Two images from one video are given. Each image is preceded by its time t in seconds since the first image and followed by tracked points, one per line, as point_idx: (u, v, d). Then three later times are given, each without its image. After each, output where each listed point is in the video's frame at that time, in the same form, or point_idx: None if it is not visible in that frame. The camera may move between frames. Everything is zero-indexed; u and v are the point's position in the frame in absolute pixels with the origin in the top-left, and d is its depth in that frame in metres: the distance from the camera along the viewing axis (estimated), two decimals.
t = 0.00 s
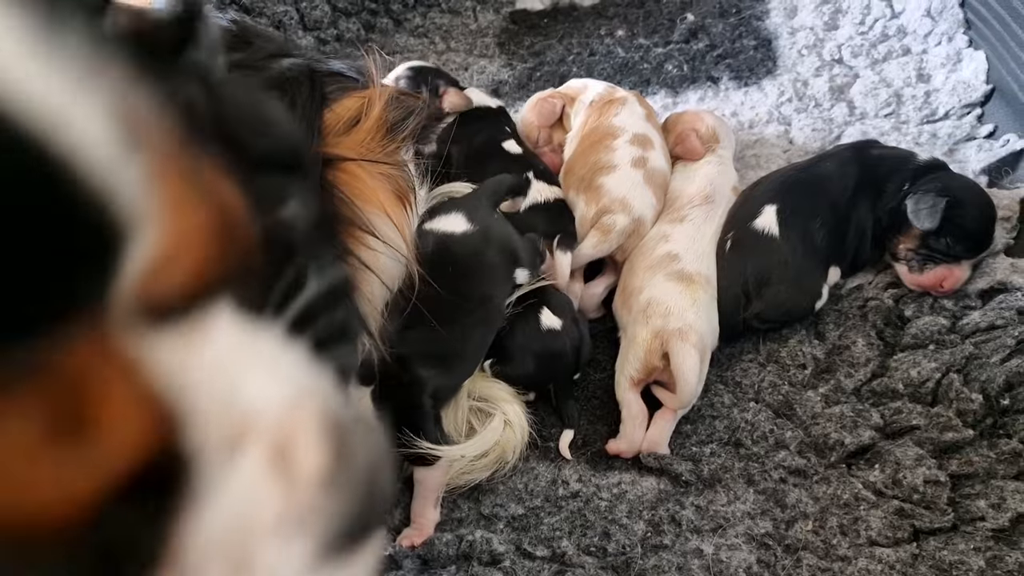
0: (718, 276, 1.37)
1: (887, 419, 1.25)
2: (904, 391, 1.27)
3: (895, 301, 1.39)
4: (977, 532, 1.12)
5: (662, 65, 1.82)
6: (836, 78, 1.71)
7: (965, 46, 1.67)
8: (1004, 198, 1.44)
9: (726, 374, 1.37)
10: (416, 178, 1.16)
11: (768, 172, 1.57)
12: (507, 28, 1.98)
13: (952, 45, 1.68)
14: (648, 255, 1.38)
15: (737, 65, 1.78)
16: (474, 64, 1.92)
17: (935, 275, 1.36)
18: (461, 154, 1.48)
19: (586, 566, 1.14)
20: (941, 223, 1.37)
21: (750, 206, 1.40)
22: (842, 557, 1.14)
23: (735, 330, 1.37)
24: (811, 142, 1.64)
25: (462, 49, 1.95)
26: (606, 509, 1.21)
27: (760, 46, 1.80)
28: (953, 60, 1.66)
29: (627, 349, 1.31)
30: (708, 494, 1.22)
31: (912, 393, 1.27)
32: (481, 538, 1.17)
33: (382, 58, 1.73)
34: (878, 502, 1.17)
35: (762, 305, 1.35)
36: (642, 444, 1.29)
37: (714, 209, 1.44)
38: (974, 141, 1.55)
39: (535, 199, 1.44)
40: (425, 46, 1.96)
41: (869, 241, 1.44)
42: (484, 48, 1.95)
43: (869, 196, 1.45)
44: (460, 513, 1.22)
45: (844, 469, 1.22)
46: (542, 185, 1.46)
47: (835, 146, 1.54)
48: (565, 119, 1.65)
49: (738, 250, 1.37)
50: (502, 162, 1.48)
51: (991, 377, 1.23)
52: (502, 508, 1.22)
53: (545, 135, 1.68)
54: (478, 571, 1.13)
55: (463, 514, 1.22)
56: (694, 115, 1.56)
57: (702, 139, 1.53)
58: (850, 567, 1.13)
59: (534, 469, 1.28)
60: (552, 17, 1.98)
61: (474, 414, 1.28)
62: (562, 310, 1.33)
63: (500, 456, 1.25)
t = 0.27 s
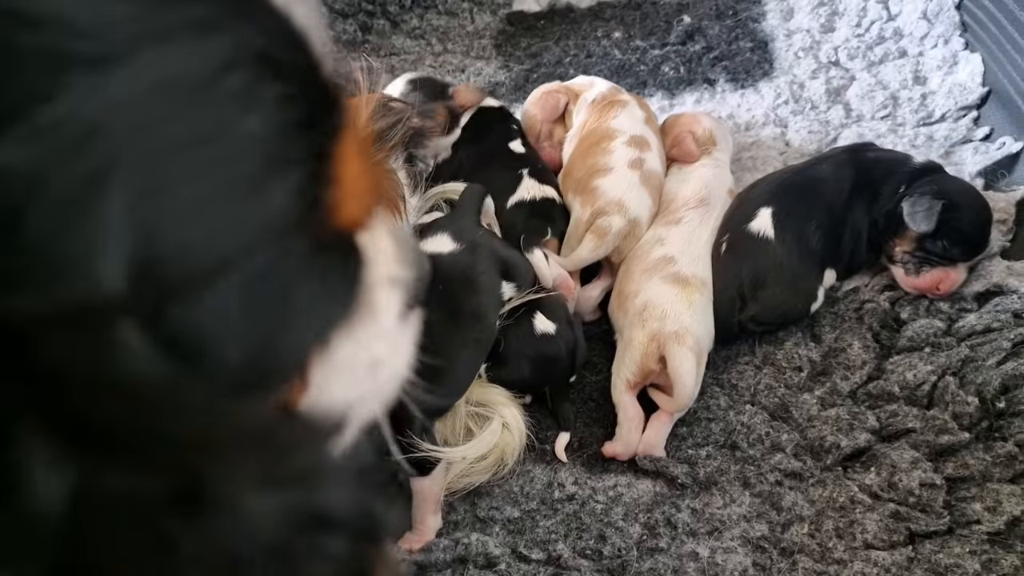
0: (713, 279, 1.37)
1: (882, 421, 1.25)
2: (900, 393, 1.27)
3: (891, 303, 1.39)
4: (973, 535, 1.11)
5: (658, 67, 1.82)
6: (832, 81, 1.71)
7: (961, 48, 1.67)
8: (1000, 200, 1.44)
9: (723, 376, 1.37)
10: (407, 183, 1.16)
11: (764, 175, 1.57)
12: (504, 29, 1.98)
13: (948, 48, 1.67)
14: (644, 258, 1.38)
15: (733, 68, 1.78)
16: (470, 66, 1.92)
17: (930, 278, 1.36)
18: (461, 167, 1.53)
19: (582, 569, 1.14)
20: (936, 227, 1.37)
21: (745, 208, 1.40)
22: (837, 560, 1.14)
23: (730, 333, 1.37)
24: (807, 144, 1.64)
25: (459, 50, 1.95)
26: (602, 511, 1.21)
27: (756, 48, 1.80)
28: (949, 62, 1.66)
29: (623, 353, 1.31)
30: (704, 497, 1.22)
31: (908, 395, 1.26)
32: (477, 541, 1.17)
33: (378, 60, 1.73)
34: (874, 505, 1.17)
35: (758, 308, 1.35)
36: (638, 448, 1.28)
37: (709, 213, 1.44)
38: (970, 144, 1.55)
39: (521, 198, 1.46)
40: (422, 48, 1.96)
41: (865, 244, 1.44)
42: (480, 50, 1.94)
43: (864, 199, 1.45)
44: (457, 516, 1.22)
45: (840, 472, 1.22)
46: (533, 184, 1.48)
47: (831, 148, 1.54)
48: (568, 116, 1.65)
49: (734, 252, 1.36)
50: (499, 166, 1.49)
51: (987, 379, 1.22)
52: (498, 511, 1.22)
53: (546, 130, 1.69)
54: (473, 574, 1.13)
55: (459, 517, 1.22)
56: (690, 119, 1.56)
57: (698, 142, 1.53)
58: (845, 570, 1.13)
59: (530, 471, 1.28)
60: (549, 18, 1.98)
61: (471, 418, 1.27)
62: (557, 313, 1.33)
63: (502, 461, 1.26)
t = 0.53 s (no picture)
0: (707, 280, 1.37)
1: (878, 423, 1.25)
2: (895, 395, 1.27)
3: (886, 305, 1.39)
4: (969, 537, 1.11)
5: (654, 69, 1.82)
6: (828, 83, 1.71)
7: (956, 50, 1.66)
8: (995, 202, 1.45)
9: (718, 378, 1.37)
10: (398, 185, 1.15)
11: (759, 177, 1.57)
12: (500, 31, 1.97)
13: (944, 50, 1.67)
14: (638, 259, 1.38)
15: (729, 69, 1.78)
16: (466, 68, 1.92)
17: (926, 279, 1.36)
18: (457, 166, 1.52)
19: (578, 572, 1.14)
20: (933, 228, 1.37)
21: (740, 210, 1.40)
22: (833, 562, 1.14)
23: (725, 335, 1.37)
24: (803, 146, 1.64)
25: (454, 52, 1.95)
26: (597, 514, 1.21)
27: (752, 50, 1.80)
28: (945, 64, 1.65)
29: (617, 354, 1.31)
30: (699, 499, 1.22)
31: (903, 397, 1.26)
32: (472, 543, 1.17)
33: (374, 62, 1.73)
34: (869, 507, 1.17)
35: (753, 309, 1.35)
36: (633, 449, 1.29)
37: (704, 214, 1.44)
38: (965, 145, 1.55)
39: (519, 201, 1.46)
40: (418, 49, 1.96)
41: (860, 246, 1.44)
42: (477, 51, 1.94)
43: (859, 202, 1.45)
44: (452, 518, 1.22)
45: (835, 474, 1.22)
46: (531, 187, 1.48)
47: (826, 150, 1.54)
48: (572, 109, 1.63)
49: (728, 254, 1.36)
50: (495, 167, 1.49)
51: (982, 382, 1.22)
52: (494, 513, 1.21)
53: (546, 116, 1.66)
54: None
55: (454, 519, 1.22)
56: (686, 120, 1.56)
57: (694, 143, 1.53)
58: (841, 572, 1.13)
59: (526, 474, 1.27)
60: (545, 19, 1.98)
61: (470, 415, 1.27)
62: (551, 317, 1.34)
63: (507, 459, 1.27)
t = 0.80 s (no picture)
0: (692, 288, 1.36)
1: (863, 433, 1.24)
2: (881, 405, 1.26)
3: (872, 314, 1.38)
4: (953, 548, 1.10)
5: (642, 75, 1.82)
6: (815, 89, 1.70)
7: (943, 56, 1.66)
8: (981, 209, 1.44)
9: (704, 387, 1.36)
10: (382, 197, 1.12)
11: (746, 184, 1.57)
12: (488, 37, 1.96)
13: (931, 56, 1.67)
14: (623, 268, 1.37)
15: (717, 76, 1.77)
16: (454, 74, 1.91)
17: (912, 288, 1.35)
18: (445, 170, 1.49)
19: None
20: (918, 236, 1.36)
21: (725, 218, 1.40)
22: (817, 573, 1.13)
23: (711, 344, 1.36)
24: (790, 153, 1.64)
25: (443, 58, 1.94)
26: (582, 524, 1.20)
27: (740, 56, 1.80)
28: (932, 70, 1.65)
29: (601, 364, 1.30)
30: (684, 509, 1.22)
31: (889, 407, 1.26)
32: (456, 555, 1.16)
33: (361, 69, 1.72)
34: (854, 518, 1.17)
35: (738, 318, 1.34)
36: (618, 459, 1.28)
37: (689, 222, 1.43)
38: (952, 152, 1.55)
39: (514, 210, 1.44)
40: (406, 56, 1.95)
41: (846, 254, 1.43)
42: (465, 58, 1.94)
43: (845, 209, 1.44)
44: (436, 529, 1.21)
45: (821, 484, 1.22)
46: (524, 197, 1.46)
47: (813, 157, 1.53)
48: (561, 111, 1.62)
49: (714, 263, 1.36)
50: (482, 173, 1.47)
51: (967, 392, 1.22)
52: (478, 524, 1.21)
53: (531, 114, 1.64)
54: None
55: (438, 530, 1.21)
56: (673, 128, 1.56)
57: (680, 151, 1.52)
58: None
59: (511, 484, 1.27)
60: (533, 25, 1.97)
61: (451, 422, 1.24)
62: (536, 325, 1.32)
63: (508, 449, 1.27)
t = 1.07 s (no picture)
0: (682, 293, 1.35)
1: (853, 438, 1.23)
2: (871, 409, 1.25)
3: (862, 317, 1.37)
4: (943, 554, 1.10)
5: (633, 78, 1.81)
6: (806, 92, 1.70)
7: (934, 59, 1.65)
8: (972, 212, 1.43)
9: (694, 392, 1.35)
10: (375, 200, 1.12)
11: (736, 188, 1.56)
12: (479, 39, 1.96)
13: (921, 58, 1.66)
14: (612, 272, 1.36)
15: (707, 78, 1.77)
16: (444, 76, 1.90)
17: (902, 291, 1.34)
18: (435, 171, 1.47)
19: None
20: (908, 239, 1.35)
21: (715, 222, 1.39)
22: None
23: (700, 348, 1.36)
24: (780, 155, 1.63)
25: (433, 61, 1.93)
26: (571, 531, 1.19)
27: (730, 58, 1.79)
28: (922, 72, 1.65)
29: (590, 368, 1.29)
30: (673, 516, 1.21)
31: (879, 411, 1.25)
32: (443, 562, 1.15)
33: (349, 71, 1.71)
34: (844, 523, 1.16)
35: (728, 323, 1.34)
36: (606, 464, 1.27)
37: (679, 226, 1.42)
38: (942, 155, 1.54)
39: (509, 213, 1.42)
40: (396, 58, 1.94)
41: (837, 257, 1.43)
42: (455, 60, 1.93)
43: (836, 211, 1.43)
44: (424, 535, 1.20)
45: (811, 489, 1.21)
46: (519, 200, 1.44)
47: (803, 160, 1.52)
48: (546, 120, 1.61)
49: (703, 268, 1.35)
50: (471, 176, 1.46)
51: (957, 396, 1.21)
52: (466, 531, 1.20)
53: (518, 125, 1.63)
54: None
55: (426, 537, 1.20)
56: (662, 131, 1.55)
57: (670, 155, 1.52)
58: None
59: (499, 490, 1.25)
60: (524, 28, 1.96)
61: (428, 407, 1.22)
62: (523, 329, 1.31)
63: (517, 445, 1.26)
